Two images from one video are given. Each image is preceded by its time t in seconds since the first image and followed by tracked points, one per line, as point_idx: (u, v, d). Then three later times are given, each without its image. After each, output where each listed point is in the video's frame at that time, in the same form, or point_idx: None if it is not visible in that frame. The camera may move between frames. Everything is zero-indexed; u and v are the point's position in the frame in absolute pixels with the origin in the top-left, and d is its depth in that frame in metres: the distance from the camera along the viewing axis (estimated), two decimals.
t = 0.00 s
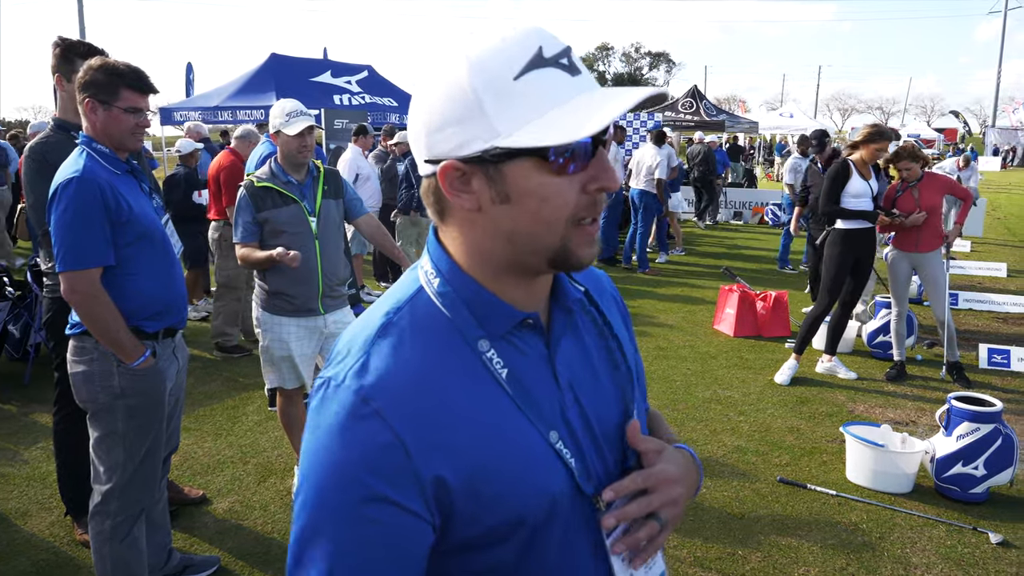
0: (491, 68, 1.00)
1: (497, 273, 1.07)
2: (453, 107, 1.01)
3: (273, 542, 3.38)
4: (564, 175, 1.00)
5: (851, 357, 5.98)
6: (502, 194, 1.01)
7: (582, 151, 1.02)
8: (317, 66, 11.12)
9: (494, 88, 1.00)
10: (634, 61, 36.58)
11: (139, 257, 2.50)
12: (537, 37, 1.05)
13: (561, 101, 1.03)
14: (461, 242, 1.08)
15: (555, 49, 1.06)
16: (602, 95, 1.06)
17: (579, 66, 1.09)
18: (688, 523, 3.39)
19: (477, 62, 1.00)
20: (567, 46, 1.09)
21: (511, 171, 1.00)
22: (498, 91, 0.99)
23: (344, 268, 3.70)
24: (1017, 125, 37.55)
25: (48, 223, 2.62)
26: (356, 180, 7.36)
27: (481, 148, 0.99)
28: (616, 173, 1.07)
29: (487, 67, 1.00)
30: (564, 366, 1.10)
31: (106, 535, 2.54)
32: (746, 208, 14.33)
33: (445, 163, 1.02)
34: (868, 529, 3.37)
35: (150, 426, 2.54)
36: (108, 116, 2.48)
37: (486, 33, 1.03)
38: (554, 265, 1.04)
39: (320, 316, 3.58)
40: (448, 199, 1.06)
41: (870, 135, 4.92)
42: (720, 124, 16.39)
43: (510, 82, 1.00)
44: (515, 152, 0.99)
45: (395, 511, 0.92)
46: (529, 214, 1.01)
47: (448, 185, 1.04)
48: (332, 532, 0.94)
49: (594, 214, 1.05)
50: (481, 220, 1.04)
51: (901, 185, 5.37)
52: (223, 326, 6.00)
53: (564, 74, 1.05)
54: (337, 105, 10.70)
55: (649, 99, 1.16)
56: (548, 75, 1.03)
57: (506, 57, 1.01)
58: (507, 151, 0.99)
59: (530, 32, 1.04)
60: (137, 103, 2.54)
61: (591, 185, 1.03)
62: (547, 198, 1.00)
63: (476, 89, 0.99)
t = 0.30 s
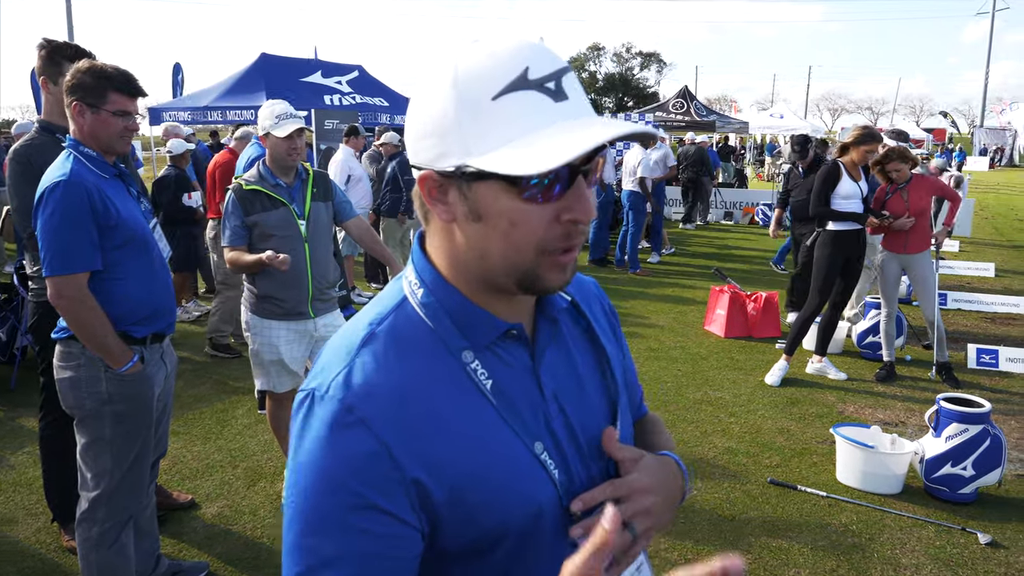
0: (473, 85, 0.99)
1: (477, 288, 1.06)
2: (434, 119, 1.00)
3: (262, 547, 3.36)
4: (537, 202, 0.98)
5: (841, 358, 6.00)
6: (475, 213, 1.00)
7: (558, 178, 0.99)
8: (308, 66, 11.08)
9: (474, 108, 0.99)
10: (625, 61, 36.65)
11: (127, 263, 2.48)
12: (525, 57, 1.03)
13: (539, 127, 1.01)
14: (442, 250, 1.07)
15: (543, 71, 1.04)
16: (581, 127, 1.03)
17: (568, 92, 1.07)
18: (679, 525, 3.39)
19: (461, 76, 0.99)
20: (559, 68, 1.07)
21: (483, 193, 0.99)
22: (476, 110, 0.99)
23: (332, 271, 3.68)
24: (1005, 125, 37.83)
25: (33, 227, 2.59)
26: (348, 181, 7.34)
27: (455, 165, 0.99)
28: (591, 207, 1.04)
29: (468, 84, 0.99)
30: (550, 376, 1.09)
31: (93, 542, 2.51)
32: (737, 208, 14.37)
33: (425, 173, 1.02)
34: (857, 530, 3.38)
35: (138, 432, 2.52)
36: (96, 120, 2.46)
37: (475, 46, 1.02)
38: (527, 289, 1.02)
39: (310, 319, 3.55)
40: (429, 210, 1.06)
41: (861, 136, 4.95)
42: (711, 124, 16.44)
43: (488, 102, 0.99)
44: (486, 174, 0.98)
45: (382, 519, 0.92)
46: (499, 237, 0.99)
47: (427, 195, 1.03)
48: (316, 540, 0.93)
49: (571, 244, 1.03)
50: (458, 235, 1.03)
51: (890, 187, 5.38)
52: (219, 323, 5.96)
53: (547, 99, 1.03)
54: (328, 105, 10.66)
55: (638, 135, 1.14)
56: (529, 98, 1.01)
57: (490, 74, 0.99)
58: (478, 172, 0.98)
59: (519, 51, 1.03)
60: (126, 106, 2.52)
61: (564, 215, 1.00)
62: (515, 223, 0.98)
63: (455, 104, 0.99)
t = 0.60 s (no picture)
0: (465, 95, 0.97)
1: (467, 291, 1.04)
2: (425, 128, 0.99)
3: (248, 551, 3.32)
4: (527, 214, 0.96)
5: (827, 357, 6.04)
6: (464, 222, 0.99)
7: (548, 193, 0.98)
8: (293, 65, 11.01)
9: (463, 119, 0.97)
10: (612, 61, 36.69)
11: (111, 264, 2.44)
12: (519, 68, 1.00)
13: (529, 141, 0.99)
14: (432, 252, 1.05)
15: (536, 83, 1.01)
16: (574, 142, 1.01)
17: (562, 104, 1.04)
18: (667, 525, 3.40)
19: (453, 86, 0.98)
20: (555, 80, 1.04)
21: (472, 203, 0.97)
22: (467, 122, 0.97)
23: (319, 272, 3.65)
24: (987, 125, 38.24)
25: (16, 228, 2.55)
26: (336, 181, 7.30)
27: (444, 175, 0.98)
28: (582, 222, 1.02)
29: (458, 96, 0.97)
30: (541, 374, 1.08)
31: (75, 548, 2.47)
32: (723, 208, 14.43)
33: (415, 180, 1.01)
34: (844, 530, 3.39)
35: (123, 436, 2.48)
36: (75, 118, 2.42)
37: (469, 54, 1.00)
38: (515, 299, 1.01)
39: (296, 321, 3.52)
40: (420, 214, 1.05)
41: (847, 137, 4.97)
42: (697, 124, 16.51)
43: (478, 114, 0.97)
44: (475, 187, 0.97)
45: (375, 509, 0.89)
46: (488, 247, 0.98)
47: (418, 200, 1.02)
48: (307, 529, 0.90)
49: (563, 256, 1.01)
50: (449, 242, 1.02)
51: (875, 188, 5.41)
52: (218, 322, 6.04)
53: (539, 112, 1.00)
54: (314, 105, 10.59)
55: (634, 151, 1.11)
56: (520, 111, 0.99)
57: (482, 84, 0.97)
58: (467, 184, 0.97)
59: (513, 62, 1.00)
60: (103, 101, 2.48)
61: (555, 228, 0.99)
62: (505, 235, 0.97)
63: (445, 116, 0.97)
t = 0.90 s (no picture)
0: (468, 97, 0.97)
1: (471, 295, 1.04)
2: (427, 129, 0.99)
3: (244, 551, 3.31)
4: (531, 216, 0.96)
5: (823, 356, 6.05)
6: (468, 224, 0.98)
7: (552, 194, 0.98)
8: (288, 65, 10.99)
9: (466, 122, 0.97)
10: (607, 61, 36.70)
11: (103, 266, 2.43)
12: (523, 70, 1.00)
13: (532, 145, 0.98)
14: (434, 253, 1.05)
15: (540, 85, 1.01)
16: (578, 145, 1.01)
17: (565, 105, 1.04)
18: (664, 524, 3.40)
19: (456, 87, 0.97)
20: (559, 80, 1.04)
21: (475, 206, 0.97)
22: (470, 125, 0.97)
23: (314, 272, 3.65)
24: (981, 125, 38.36)
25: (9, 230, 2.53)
26: (334, 182, 7.25)
27: (448, 178, 0.97)
28: (585, 222, 1.02)
29: (462, 97, 0.97)
30: (545, 375, 1.08)
31: (73, 548, 2.46)
32: (718, 208, 14.45)
33: (418, 182, 1.00)
34: (840, 529, 3.40)
35: (119, 437, 2.47)
36: (69, 120, 2.41)
37: (471, 55, 0.99)
38: (519, 300, 1.00)
39: (292, 321, 3.51)
40: (422, 216, 1.04)
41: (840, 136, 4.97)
42: (692, 124, 16.52)
43: (482, 116, 0.96)
44: (478, 190, 0.96)
45: (389, 514, 0.88)
46: (491, 249, 0.98)
47: (420, 203, 1.02)
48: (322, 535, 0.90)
49: (565, 257, 1.01)
50: (452, 245, 1.02)
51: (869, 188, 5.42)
52: (213, 322, 6.01)
53: (543, 115, 1.00)
54: (309, 105, 10.57)
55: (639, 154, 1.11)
56: (523, 113, 0.99)
57: (485, 86, 0.97)
58: (470, 187, 0.96)
59: (517, 63, 1.00)
60: (98, 104, 2.46)
61: (559, 230, 0.98)
62: (509, 238, 0.97)
63: (448, 118, 0.97)
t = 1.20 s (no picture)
0: (471, 98, 0.98)
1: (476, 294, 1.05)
2: (430, 132, 1.00)
3: (245, 550, 3.33)
4: (536, 213, 0.98)
5: (821, 356, 6.07)
6: (473, 225, 1.00)
7: (556, 192, 1.00)
8: (288, 66, 11.02)
9: (469, 122, 0.98)
10: (606, 61, 36.72)
11: (107, 265, 2.44)
12: (523, 68, 1.02)
13: (535, 143, 1.01)
14: (439, 254, 1.07)
15: (540, 83, 1.03)
16: (581, 140, 1.03)
17: (565, 102, 1.07)
18: (663, 523, 3.42)
19: (459, 89, 0.99)
20: (558, 78, 1.06)
21: (481, 206, 0.99)
22: (473, 125, 0.98)
23: (314, 272, 3.66)
24: (981, 125, 38.38)
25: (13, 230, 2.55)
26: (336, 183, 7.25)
27: (453, 178, 0.99)
28: (589, 218, 1.04)
29: (465, 98, 0.98)
30: (548, 372, 1.10)
31: (76, 546, 2.48)
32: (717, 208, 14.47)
33: (422, 185, 1.02)
34: (839, 527, 3.42)
35: (122, 436, 2.48)
36: (73, 122, 2.42)
37: (472, 56, 1.01)
38: (524, 297, 1.03)
39: (292, 321, 3.53)
40: (426, 218, 1.06)
41: (839, 137, 4.99)
42: (691, 124, 16.55)
43: (485, 116, 0.98)
44: (485, 189, 0.98)
45: (398, 512, 0.90)
46: (498, 247, 1.00)
47: (424, 205, 1.04)
48: (333, 534, 0.91)
49: (568, 253, 1.03)
50: (457, 245, 1.03)
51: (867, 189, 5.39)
52: (213, 322, 6.02)
53: (545, 112, 1.03)
54: (309, 105, 10.59)
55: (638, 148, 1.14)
56: (525, 111, 1.01)
57: (487, 87, 0.99)
58: (476, 186, 0.98)
59: (518, 62, 1.02)
60: (103, 107, 2.48)
61: (564, 225, 1.00)
62: (515, 235, 0.98)
63: (452, 119, 0.98)
